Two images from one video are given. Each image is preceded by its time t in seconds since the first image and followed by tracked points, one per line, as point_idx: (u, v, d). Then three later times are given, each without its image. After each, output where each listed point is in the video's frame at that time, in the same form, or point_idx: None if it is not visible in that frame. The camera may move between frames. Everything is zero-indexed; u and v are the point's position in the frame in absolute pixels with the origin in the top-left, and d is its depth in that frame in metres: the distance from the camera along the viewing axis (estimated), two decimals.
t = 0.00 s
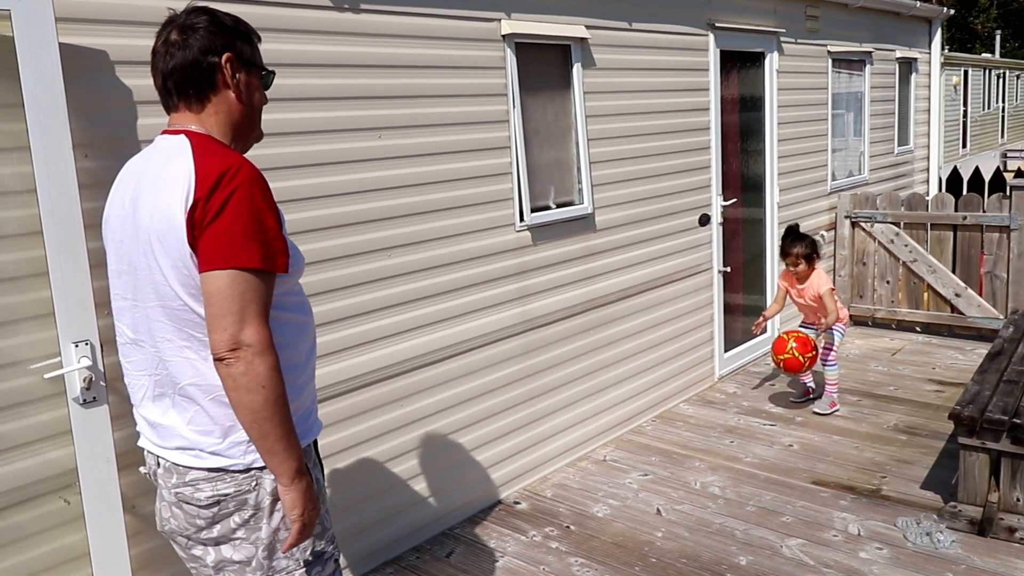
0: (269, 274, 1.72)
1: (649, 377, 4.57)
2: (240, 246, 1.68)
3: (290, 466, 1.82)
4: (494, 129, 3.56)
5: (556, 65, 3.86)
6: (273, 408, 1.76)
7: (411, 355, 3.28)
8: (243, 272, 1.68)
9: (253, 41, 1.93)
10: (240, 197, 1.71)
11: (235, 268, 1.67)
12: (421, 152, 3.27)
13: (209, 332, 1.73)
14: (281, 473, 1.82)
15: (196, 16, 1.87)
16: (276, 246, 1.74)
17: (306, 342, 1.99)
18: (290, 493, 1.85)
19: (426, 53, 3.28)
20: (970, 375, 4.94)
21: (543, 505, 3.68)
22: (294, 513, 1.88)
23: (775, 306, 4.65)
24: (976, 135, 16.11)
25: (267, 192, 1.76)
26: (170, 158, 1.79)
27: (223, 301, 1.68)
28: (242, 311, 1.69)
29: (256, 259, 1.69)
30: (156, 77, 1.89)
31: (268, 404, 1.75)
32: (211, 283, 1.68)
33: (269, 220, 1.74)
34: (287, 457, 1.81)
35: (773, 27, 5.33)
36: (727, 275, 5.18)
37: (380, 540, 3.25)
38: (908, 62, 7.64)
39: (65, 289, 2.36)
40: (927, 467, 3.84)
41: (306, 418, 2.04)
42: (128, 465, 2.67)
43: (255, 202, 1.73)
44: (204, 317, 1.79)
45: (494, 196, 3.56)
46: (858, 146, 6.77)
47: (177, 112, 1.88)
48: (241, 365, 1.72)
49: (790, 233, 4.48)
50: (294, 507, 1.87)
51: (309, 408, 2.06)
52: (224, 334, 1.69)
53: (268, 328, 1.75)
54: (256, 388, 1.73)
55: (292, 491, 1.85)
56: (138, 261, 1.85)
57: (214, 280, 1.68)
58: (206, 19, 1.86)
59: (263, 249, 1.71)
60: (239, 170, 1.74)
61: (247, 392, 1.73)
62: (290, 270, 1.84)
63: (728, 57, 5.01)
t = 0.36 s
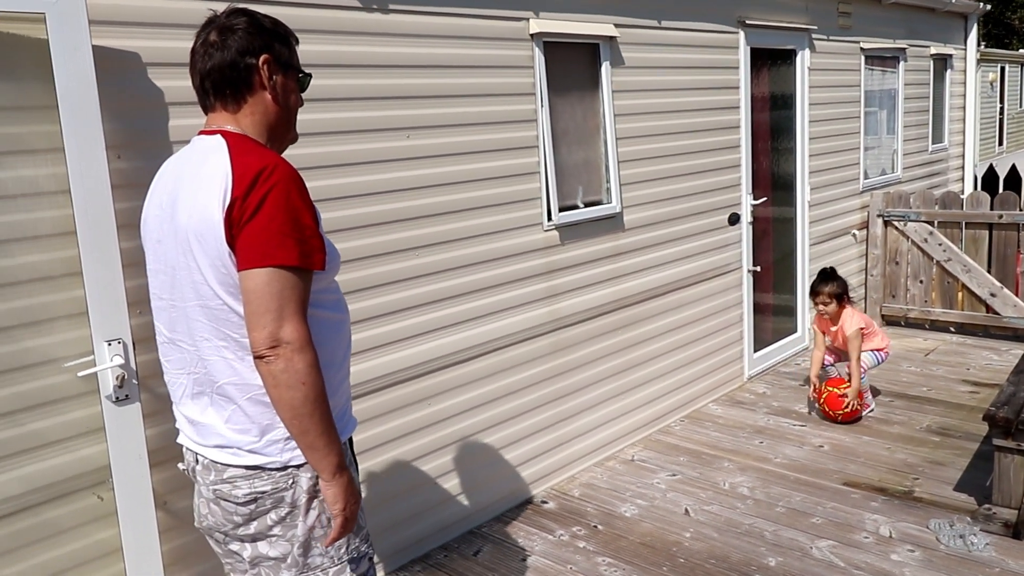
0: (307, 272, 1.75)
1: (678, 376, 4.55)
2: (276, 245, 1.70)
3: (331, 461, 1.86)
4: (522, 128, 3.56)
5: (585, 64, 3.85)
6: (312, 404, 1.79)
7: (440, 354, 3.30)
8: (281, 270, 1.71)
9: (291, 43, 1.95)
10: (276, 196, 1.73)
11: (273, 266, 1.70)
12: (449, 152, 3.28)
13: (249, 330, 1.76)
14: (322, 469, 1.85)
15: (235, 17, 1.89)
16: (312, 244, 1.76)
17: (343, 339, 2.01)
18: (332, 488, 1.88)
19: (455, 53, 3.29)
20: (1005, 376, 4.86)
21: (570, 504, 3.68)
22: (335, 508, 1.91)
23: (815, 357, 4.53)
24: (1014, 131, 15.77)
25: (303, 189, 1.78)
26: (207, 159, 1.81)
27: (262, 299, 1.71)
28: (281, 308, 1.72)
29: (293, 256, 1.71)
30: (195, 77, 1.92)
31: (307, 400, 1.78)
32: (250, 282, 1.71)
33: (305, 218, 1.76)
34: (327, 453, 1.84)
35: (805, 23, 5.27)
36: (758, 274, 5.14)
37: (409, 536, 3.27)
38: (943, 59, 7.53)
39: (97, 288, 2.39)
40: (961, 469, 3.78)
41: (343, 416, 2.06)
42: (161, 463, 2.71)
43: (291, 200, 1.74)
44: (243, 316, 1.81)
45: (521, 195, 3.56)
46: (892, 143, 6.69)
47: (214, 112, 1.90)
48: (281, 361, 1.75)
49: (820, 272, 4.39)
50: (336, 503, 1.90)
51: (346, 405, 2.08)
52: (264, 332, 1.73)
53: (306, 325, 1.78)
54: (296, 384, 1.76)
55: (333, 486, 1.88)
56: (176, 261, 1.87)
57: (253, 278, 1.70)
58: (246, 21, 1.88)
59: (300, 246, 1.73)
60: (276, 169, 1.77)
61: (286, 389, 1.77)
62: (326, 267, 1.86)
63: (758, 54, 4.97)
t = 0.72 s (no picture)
0: (330, 265, 1.75)
1: (688, 372, 4.56)
2: (301, 238, 1.70)
3: (350, 456, 1.86)
4: (533, 124, 3.56)
5: (596, 60, 3.85)
6: (333, 398, 1.79)
7: (453, 350, 3.30)
8: (304, 263, 1.71)
9: (316, 40, 1.96)
10: (302, 189, 1.73)
11: (296, 259, 1.70)
12: (460, 147, 3.29)
13: (271, 323, 1.76)
14: (341, 462, 1.86)
15: (262, 14, 1.90)
16: (337, 239, 1.76)
17: (363, 336, 2.00)
18: (350, 482, 1.89)
19: (468, 48, 3.29)
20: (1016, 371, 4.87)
21: (580, 501, 3.69)
22: (353, 502, 1.92)
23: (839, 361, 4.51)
24: None
25: (328, 184, 1.78)
26: (233, 152, 1.82)
27: (285, 292, 1.71)
28: (303, 301, 1.72)
29: (316, 250, 1.71)
30: (221, 72, 1.93)
31: (328, 393, 1.79)
32: (274, 275, 1.71)
33: (330, 212, 1.76)
34: (346, 447, 1.85)
35: (815, 20, 5.26)
36: (768, 270, 5.15)
37: (420, 532, 3.27)
38: (953, 55, 7.53)
39: (106, 284, 2.38)
40: (971, 465, 3.79)
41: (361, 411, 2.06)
42: (171, 459, 2.71)
43: (316, 194, 1.75)
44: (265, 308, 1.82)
45: (532, 191, 3.56)
46: (903, 140, 6.70)
47: (239, 107, 1.91)
48: (303, 355, 1.75)
49: (847, 292, 4.33)
50: (353, 497, 1.91)
51: (363, 400, 2.08)
52: (286, 325, 1.72)
53: (328, 318, 1.78)
54: (317, 378, 1.77)
55: (352, 480, 1.89)
56: (198, 253, 1.88)
57: (277, 272, 1.70)
58: (273, 18, 1.89)
59: (324, 241, 1.73)
60: (302, 163, 1.77)
61: (308, 382, 1.77)
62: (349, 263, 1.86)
63: (768, 51, 4.97)
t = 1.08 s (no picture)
0: (338, 264, 1.75)
1: (689, 373, 4.56)
2: (309, 236, 1.71)
3: (351, 454, 1.86)
4: (535, 125, 3.57)
5: (598, 61, 3.86)
6: (337, 395, 1.80)
7: (455, 350, 3.31)
8: (312, 261, 1.71)
9: (329, 41, 1.96)
10: (312, 188, 1.74)
11: (305, 257, 1.70)
12: (463, 149, 3.30)
13: (277, 320, 1.77)
14: (342, 460, 1.85)
15: (276, 14, 1.90)
16: (345, 238, 1.77)
17: (368, 336, 2.01)
18: (351, 481, 1.88)
19: (471, 49, 3.30)
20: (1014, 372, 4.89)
21: (581, 501, 3.69)
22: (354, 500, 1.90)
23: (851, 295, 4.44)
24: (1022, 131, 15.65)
25: (338, 184, 1.78)
26: (244, 150, 1.83)
27: (292, 288, 1.71)
28: (310, 298, 1.72)
29: (325, 248, 1.72)
30: (235, 72, 1.93)
31: (332, 391, 1.79)
32: (281, 271, 1.71)
33: (340, 212, 1.77)
34: (348, 445, 1.85)
35: (815, 22, 5.28)
36: (768, 271, 5.16)
37: (422, 531, 3.27)
38: (952, 57, 7.56)
39: (109, 285, 2.38)
40: (970, 465, 3.80)
41: (365, 411, 2.06)
42: (172, 459, 2.70)
43: (326, 193, 1.75)
44: (273, 305, 1.82)
45: (534, 192, 3.57)
46: (902, 141, 6.72)
47: (252, 106, 1.92)
48: (308, 352, 1.75)
49: (865, 215, 4.28)
50: (354, 496, 1.90)
51: (367, 401, 2.08)
52: (293, 322, 1.73)
53: (334, 316, 1.78)
54: (322, 375, 1.77)
55: (353, 478, 1.88)
56: (207, 249, 1.88)
57: (284, 268, 1.71)
58: (286, 18, 1.89)
59: (333, 239, 1.74)
60: (312, 162, 1.78)
61: (312, 378, 1.77)
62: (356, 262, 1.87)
63: (769, 53, 4.99)
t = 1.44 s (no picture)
0: (337, 265, 1.75)
1: (683, 378, 4.57)
2: (309, 238, 1.71)
3: (350, 453, 1.86)
4: (532, 129, 3.58)
5: (595, 66, 3.88)
6: (337, 395, 1.79)
7: (450, 355, 3.30)
8: (312, 262, 1.71)
9: (325, 46, 1.96)
10: (312, 190, 1.74)
11: (304, 258, 1.70)
12: (461, 152, 3.30)
13: (277, 321, 1.76)
14: (341, 460, 1.85)
15: (272, 20, 1.90)
16: (344, 239, 1.77)
17: (364, 339, 2.00)
18: (350, 479, 1.88)
19: (469, 53, 3.31)
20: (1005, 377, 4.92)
21: (576, 506, 3.68)
22: (353, 498, 1.91)
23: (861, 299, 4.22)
24: (1013, 138, 15.73)
25: (337, 186, 1.79)
26: (242, 153, 1.82)
27: (293, 289, 1.71)
28: (311, 299, 1.72)
29: (325, 249, 1.72)
30: (232, 76, 1.93)
31: (332, 391, 1.78)
32: (282, 272, 1.71)
33: (339, 214, 1.77)
34: (347, 444, 1.84)
35: (809, 29, 5.33)
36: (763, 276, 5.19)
37: (416, 537, 3.26)
38: (944, 65, 7.63)
39: (104, 288, 2.37)
40: (963, 470, 3.82)
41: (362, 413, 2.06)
42: (166, 463, 2.68)
43: (325, 195, 1.75)
44: (272, 307, 1.81)
45: (530, 196, 3.58)
46: (894, 148, 6.77)
47: (249, 110, 1.92)
48: (308, 353, 1.75)
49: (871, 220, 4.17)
50: (353, 494, 1.90)
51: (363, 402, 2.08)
52: (293, 322, 1.72)
53: (334, 317, 1.78)
54: (322, 375, 1.76)
55: (351, 477, 1.88)
56: (206, 251, 1.88)
57: (285, 269, 1.71)
58: (283, 24, 1.90)
59: (333, 240, 1.74)
60: (311, 164, 1.78)
61: (312, 379, 1.76)
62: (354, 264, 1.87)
63: (763, 59, 5.03)
